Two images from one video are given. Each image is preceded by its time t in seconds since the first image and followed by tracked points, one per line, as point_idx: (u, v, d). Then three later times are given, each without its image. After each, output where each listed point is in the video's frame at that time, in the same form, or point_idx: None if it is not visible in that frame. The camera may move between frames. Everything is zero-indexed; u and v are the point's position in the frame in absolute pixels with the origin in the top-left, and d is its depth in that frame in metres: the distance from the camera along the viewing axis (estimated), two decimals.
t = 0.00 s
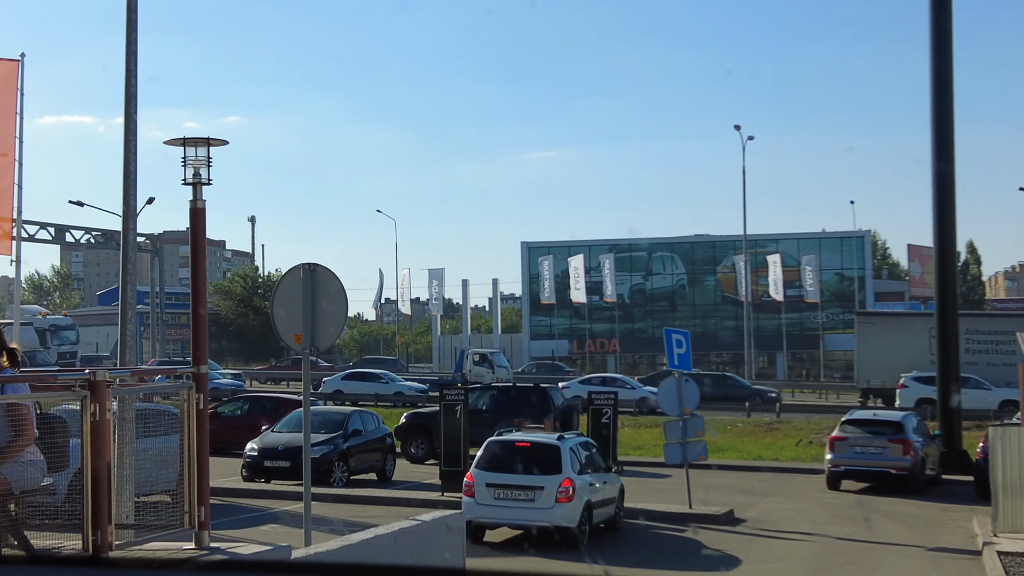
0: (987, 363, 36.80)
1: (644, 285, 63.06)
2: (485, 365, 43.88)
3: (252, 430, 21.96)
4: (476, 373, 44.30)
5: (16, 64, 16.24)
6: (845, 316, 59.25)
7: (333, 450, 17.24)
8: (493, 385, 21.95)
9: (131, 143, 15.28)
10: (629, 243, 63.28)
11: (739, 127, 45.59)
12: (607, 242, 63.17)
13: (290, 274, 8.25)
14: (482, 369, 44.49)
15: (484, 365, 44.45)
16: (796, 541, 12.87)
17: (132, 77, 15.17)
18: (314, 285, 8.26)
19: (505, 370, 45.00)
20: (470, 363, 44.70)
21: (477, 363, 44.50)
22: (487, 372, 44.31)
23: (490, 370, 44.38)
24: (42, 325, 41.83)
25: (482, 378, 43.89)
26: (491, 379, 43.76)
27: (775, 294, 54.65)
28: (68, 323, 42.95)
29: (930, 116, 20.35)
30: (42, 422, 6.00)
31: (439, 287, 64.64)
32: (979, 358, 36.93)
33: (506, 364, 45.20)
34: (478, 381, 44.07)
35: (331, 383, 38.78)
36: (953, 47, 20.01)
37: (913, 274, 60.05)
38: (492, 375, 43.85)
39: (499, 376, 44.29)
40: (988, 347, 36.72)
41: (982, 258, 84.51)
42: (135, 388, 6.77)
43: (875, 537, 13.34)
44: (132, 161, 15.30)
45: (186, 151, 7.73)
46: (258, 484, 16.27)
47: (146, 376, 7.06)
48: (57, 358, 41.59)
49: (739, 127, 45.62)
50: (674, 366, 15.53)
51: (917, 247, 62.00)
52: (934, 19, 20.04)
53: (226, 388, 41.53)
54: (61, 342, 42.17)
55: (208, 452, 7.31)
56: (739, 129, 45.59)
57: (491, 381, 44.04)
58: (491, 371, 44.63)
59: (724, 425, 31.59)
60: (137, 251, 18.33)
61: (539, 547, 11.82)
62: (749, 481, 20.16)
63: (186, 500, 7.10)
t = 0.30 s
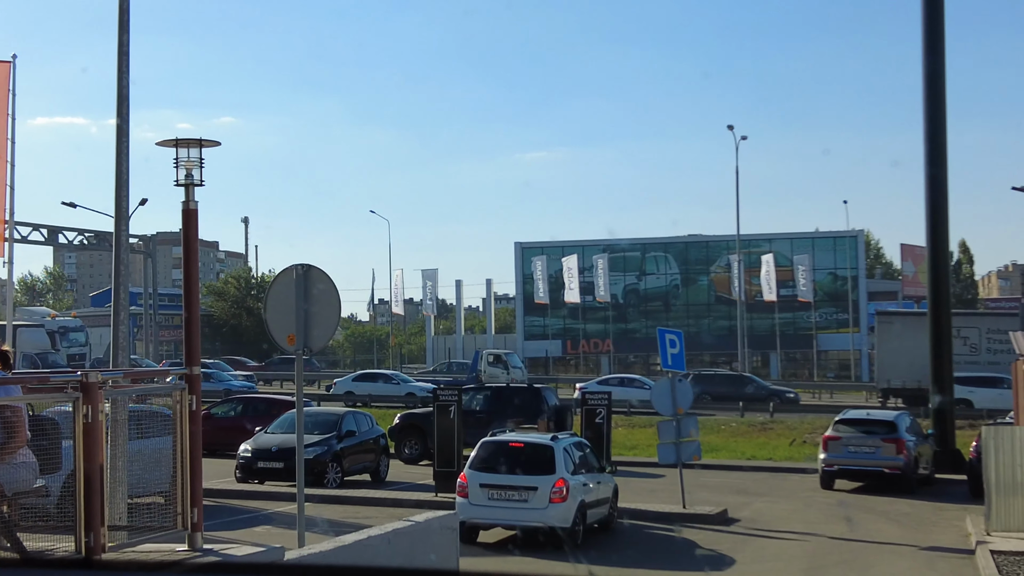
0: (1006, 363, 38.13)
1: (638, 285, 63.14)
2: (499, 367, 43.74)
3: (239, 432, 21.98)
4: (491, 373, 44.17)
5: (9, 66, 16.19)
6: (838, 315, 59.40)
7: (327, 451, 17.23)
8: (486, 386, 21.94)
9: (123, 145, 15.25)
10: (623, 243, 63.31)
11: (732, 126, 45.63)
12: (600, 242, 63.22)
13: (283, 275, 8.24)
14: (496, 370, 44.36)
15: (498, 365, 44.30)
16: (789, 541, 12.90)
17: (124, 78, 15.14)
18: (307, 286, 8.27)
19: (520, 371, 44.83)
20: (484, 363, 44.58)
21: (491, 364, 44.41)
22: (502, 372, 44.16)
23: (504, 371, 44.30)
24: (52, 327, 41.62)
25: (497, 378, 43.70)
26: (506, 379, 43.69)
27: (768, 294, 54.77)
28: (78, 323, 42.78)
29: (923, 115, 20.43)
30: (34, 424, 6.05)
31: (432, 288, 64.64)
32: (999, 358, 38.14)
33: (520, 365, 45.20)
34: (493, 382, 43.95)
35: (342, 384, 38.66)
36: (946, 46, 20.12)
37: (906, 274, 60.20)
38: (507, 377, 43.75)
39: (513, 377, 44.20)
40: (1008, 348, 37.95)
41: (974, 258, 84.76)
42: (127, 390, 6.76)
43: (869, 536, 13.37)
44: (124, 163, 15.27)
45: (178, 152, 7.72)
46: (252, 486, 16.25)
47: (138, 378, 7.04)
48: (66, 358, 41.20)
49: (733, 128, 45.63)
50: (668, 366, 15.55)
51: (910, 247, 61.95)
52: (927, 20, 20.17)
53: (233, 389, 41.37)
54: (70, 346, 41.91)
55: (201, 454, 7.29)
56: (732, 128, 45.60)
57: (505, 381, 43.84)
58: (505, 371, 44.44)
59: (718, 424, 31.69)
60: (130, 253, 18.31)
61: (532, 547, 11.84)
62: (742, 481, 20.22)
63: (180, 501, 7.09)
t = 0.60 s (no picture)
0: None
1: (629, 285, 63.24)
2: (512, 368, 43.58)
3: (218, 436, 22.09)
4: (503, 375, 43.96)
5: None
6: (828, 315, 59.56)
7: (317, 452, 17.20)
8: (477, 387, 21.94)
9: (113, 146, 15.20)
10: (614, 244, 63.38)
11: (723, 128, 45.69)
12: (591, 243, 63.30)
13: (273, 277, 8.23)
14: (509, 371, 44.14)
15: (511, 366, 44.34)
16: (780, 542, 12.94)
17: (114, 79, 15.10)
18: (297, 288, 8.26)
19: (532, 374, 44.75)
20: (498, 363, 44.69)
21: (504, 365, 44.20)
22: (514, 373, 44.18)
23: (516, 372, 44.12)
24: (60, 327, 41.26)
25: (508, 377, 43.72)
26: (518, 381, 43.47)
27: (759, 294, 54.95)
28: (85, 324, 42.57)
29: (913, 117, 20.53)
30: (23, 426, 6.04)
31: (423, 289, 64.60)
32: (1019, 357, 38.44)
33: (533, 366, 45.01)
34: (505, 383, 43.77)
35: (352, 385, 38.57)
36: (935, 50, 20.26)
37: (896, 274, 60.38)
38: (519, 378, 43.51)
39: (526, 378, 43.99)
40: None
41: (964, 257, 85.14)
42: (117, 393, 6.75)
43: (860, 536, 13.42)
44: (113, 164, 15.23)
45: (167, 154, 7.70)
46: (242, 487, 16.22)
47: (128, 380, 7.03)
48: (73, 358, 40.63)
49: (724, 129, 45.66)
50: (658, 366, 15.57)
51: (901, 247, 62.06)
52: (916, 21, 20.30)
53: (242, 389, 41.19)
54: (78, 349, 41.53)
55: (191, 455, 7.26)
56: (723, 130, 45.66)
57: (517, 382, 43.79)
58: (518, 372, 44.29)
59: (709, 425, 31.81)
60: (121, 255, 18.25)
61: (523, 549, 11.84)
62: (732, 481, 20.28)
63: (170, 503, 7.06)
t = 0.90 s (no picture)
0: None
1: (617, 286, 63.36)
2: (521, 370, 43.33)
3: (190, 438, 22.16)
4: (513, 376, 43.69)
5: None
6: (815, 316, 59.79)
7: (304, 454, 17.18)
8: (465, 388, 21.94)
9: (98, 148, 15.14)
10: (601, 245, 63.47)
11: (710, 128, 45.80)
12: (578, 244, 63.39)
13: (260, 278, 8.22)
14: (518, 372, 43.86)
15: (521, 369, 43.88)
16: (767, 543, 13.00)
17: (99, 81, 15.05)
18: (284, 289, 8.25)
19: (544, 375, 44.32)
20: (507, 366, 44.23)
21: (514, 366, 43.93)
22: (525, 376, 43.78)
23: (526, 373, 43.83)
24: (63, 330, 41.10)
25: (519, 382, 43.36)
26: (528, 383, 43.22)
27: (746, 295, 55.14)
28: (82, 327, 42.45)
29: (899, 119, 20.65)
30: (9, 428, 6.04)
31: (411, 290, 64.52)
32: None
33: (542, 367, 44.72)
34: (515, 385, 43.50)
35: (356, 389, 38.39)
36: (921, 52, 20.40)
37: (883, 275, 60.56)
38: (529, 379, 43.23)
39: (536, 380, 43.73)
40: None
41: (949, 258, 85.61)
42: (102, 394, 6.75)
43: (848, 537, 13.50)
44: (98, 166, 15.16)
45: (152, 155, 7.69)
46: (229, 489, 16.18)
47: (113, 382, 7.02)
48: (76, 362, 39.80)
49: (710, 130, 45.62)
50: (646, 367, 15.61)
51: (887, 249, 62.25)
52: (902, 25, 20.44)
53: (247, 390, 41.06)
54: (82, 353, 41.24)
55: (177, 457, 7.25)
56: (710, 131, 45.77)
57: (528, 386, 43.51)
58: (528, 374, 43.99)
59: (697, 425, 31.94)
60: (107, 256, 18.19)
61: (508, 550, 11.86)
62: (719, 482, 20.37)
63: (155, 505, 7.04)
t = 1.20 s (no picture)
0: None
1: (600, 287, 63.49)
2: (528, 372, 43.06)
3: (170, 441, 22.08)
4: (520, 379, 43.33)
5: None
6: (798, 317, 60.12)
7: (288, 456, 17.14)
8: (448, 389, 21.96)
9: (80, 149, 15.07)
10: (585, 246, 63.59)
11: (692, 130, 46.12)
12: (562, 245, 63.49)
13: (243, 279, 8.21)
14: (524, 375, 43.53)
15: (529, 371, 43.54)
16: (750, 543, 13.09)
17: (81, 82, 14.97)
18: (267, 291, 8.26)
19: (550, 376, 44.03)
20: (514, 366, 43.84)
21: (520, 368, 43.59)
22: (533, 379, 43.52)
23: (533, 376, 43.48)
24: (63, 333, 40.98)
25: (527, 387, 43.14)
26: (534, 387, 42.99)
27: (730, 296, 55.39)
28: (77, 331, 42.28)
29: (882, 123, 20.85)
30: None
31: (394, 292, 64.42)
32: None
33: (548, 368, 44.50)
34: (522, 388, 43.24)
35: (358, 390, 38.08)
36: (903, 57, 20.60)
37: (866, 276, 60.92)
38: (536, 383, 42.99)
39: (542, 382, 43.55)
40: None
41: (930, 258, 86.34)
42: (84, 397, 6.74)
43: (831, 537, 13.62)
44: (80, 167, 15.09)
45: (134, 156, 7.68)
46: (211, 492, 16.12)
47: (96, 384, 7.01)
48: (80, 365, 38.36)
49: (692, 131, 45.76)
50: (629, 368, 15.68)
51: (870, 249, 62.64)
52: (884, 30, 20.64)
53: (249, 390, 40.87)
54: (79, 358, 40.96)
55: (159, 460, 7.23)
56: (691, 132, 46.08)
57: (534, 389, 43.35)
58: (535, 376, 43.60)
59: (681, 426, 32.05)
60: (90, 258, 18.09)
61: (492, 553, 11.88)
62: (702, 483, 20.48)
63: (138, 508, 7.02)
